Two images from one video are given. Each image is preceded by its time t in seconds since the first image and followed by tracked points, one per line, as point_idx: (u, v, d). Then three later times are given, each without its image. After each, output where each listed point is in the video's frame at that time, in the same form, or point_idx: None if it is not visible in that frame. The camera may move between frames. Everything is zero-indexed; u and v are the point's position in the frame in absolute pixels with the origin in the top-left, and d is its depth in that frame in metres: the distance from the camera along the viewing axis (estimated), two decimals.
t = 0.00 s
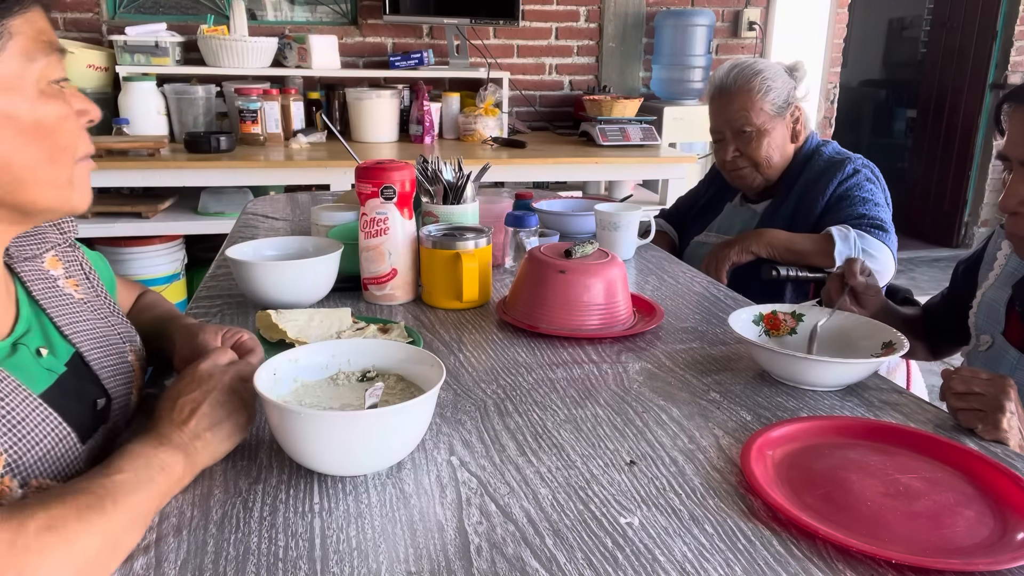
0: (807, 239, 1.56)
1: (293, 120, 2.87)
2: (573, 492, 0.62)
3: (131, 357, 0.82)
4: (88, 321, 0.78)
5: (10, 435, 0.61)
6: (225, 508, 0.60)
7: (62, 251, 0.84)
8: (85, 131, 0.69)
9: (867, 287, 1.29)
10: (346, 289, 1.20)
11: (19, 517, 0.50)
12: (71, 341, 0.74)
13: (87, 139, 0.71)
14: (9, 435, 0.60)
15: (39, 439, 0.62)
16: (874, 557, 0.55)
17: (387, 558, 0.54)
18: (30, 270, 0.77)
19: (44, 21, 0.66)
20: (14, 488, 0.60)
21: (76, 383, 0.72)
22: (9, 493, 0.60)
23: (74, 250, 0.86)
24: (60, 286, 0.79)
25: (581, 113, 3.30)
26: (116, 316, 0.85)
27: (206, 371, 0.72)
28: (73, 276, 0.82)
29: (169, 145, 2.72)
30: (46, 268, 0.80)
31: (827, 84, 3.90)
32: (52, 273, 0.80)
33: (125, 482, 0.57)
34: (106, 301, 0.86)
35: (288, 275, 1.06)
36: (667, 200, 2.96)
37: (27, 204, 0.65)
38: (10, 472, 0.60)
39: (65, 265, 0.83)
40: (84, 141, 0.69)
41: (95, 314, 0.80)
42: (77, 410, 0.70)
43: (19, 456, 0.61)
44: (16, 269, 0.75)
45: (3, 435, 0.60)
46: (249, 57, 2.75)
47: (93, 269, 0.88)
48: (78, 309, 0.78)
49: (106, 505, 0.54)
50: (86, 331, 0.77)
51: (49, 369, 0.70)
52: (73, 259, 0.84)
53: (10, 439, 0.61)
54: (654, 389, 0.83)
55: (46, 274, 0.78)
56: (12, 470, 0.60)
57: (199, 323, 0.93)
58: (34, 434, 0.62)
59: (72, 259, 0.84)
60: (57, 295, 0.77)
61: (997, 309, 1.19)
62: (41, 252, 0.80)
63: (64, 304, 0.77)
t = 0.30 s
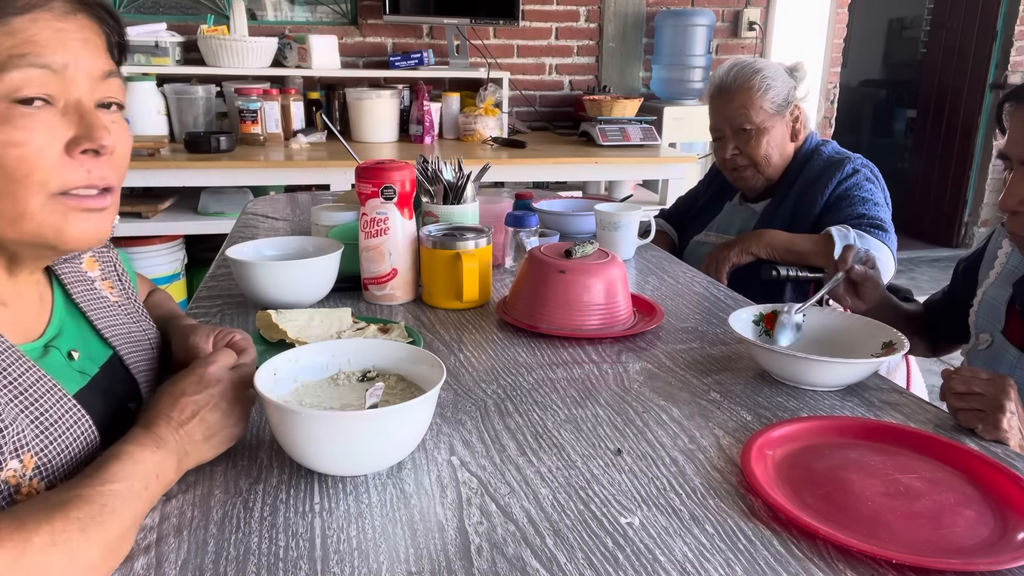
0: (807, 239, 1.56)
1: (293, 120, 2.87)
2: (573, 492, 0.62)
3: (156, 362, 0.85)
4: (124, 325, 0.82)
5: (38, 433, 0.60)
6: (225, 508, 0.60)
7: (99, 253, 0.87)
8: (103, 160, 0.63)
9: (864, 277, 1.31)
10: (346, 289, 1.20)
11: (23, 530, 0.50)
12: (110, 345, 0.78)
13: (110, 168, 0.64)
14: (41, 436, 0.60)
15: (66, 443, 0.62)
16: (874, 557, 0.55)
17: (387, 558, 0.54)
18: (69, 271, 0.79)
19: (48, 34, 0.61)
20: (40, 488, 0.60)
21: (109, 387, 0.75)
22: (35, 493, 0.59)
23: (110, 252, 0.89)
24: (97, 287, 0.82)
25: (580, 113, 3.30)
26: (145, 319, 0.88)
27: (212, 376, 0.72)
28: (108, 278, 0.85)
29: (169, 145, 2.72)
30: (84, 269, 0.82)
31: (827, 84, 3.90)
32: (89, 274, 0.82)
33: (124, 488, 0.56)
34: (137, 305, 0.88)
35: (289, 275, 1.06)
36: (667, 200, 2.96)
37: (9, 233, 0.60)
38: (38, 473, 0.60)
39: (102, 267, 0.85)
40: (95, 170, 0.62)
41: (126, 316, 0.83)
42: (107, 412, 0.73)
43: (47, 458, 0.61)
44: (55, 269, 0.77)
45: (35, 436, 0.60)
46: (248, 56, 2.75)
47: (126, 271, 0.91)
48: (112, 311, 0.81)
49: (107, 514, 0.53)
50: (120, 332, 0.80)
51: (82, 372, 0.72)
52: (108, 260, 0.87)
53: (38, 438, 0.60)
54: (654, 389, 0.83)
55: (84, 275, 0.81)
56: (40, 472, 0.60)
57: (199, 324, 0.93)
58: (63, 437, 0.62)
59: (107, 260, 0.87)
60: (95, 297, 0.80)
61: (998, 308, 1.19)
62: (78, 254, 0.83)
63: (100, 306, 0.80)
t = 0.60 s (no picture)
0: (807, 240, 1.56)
1: (293, 120, 2.87)
2: (573, 492, 0.62)
3: (160, 364, 0.86)
4: (132, 327, 0.82)
5: (39, 429, 0.60)
6: (225, 509, 0.60)
7: (109, 253, 0.87)
8: (95, 174, 0.62)
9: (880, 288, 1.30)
10: (346, 289, 1.20)
11: (26, 523, 0.50)
12: (118, 347, 0.79)
13: (105, 182, 0.64)
14: (41, 432, 0.60)
15: (66, 439, 0.62)
16: (874, 557, 0.55)
17: (387, 558, 0.54)
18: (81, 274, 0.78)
19: (45, 42, 0.61)
20: (37, 484, 0.60)
21: (115, 389, 0.75)
22: (33, 489, 0.59)
23: (120, 253, 0.90)
24: (107, 288, 0.82)
25: (580, 113, 3.30)
26: (151, 321, 0.88)
27: (214, 373, 0.72)
28: (117, 279, 0.86)
29: (169, 145, 2.72)
30: (96, 270, 0.82)
31: (827, 84, 3.89)
32: (100, 274, 0.83)
33: (127, 483, 0.57)
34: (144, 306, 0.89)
35: (290, 275, 1.06)
36: (667, 200, 2.96)
37: None
38: (36, 468, 0.60)
39: (112, 267, 0.86)
40: (87, 183, 0.62)
41: (133, 317, 0.84)
42: (112, 414, 0.73)
43: (46, 454, 0.61)
44: (66, 271, 0.77)
45: (35, 432, 0.60)
46: (248, 56, 2.75)
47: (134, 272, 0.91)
48: (121, 313, 0.81)
49: (107, 511, 0.53)
50: (129, 333, 0.80)
51: (88, 376, 0.73)
52: (118, 261, 0.88)
53: (39, 433, 0.60)
54: (654, 390, 0.83)
55: (96, 276, 0.81)
56: (39, 468, 0.60)
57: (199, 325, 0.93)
58: (63, 434, 0.62)
59: (117, 261, 0.88)
60: (105, 299, 0.80)
61: (999, 307, 1.19)
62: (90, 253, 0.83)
63: (109, 307, 0.80)
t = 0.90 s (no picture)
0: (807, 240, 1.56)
1: (293, 120, 2.87)
2: (573, 492, 0.62)
3: (158, 363, 0.86)
4: (129, 326, 0.82)
5: (34, 428, 0.60)
6: (225, 509, 0.60)
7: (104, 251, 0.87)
8: (112, 166, 0.63)
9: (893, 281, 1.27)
10: (346, 289, 1.20)
11: (22, 519, 0.50)
12: (113, 347, 0.78)
13: (121, 174, 0.64)
14: (36, 431, 0.61)
15: (61, 439, 0.62)
16: (874, 558, 0.55)
17: (387, 558, 0.54)
18: (73, 271, 0.78)
19: (65, 42, 0.61)
20: (33, 483, 0.60)
21: (110, 389, 0.75)
22: (28, 488, 0.59)
23: (117, 251, 0.89)
24: (102, 288, 0.82)
25: (581, 113, 3.30)
26: (148, 321, 0.88)
27: (212, 371, 0.72)
28: (113, 278, 0.85)
29: (168, 145, 2.72)
30: (90, 269, 0.82)
31: (827, 84, 3.89)
32: (95, 274, 0.82)
33: (124, 482, 0.57)
34: (140, 305, 0.88)
35: (289, 275, 1.06)
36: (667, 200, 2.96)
37: (27, 237, 0.60)
38: (31, 467, 0.60)
39: (107, 266, 0.86)
40: (108, 175, 0.62)
41: (129, 316, 0.83)
42: (108, 414, 0.73)
43: (41, 453, 0.61)
44: (60, 270, 0.77)
45: (30, 431, 0.60)
46: (248, 57, 2.75)
47: (130, 271, 0.91)
48: (117, 313, 0.81)
49: (105, 509, 0.53)
50: (124, 333, 0.80)
51: (82, 376, 0.73)
52: (113, 260, 0.87)
53: (33, 432, 0.60)
54: (654, 390, 0.83)
55: (90, 276, 0.81)
56: (34, 467, 0.60)
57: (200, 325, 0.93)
58: (58, 433, 0.62)
59: (113, 260, 0.87)
60: (100, 299, 0.80)
61: (1002, 307, 1.19)
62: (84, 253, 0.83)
63: (104, 307, 0.80)
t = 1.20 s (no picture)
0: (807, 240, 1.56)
1: (293, 120, 2.87)
2: (573, 492, 0.62)
3: (159, 363, 0.86)
4: (130, 327, 0.82)
5: (36, 429, 0.60)
6: (225, 508, 0.60)
7: (106, 250, 0.87)
8: (136, 140, 0.69)
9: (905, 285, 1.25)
10: (346, 289, 1.20)
11: (19, 521, 0.50)
12: (115, 348, 0.79)
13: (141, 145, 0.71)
14: (38, 432, 0.61)
15: (63, 439, 0.62)
16: (874, 557, 0.55)
17: (387, 558, 0.54)
18: (76, 273, 0.79)
19: (95, 35, 0.66)
20: (34, 484, 0.60)
21: (111, 390, 0.75)
22: (30, 489, 0.59)
23: (118, 251, 0.89)
24: (105, 288, 0.82)
25: (581, 113, 3.31)
26: (150, 321, 0.88)
27: (212, 371, 0.73)
28: (115, 278, 0.85)
29: (169, 145, 2.72)
30: (92, 269, 0.82)
31: (827, 84, 3.88)
32: (97, 274, 0.82)
33: (121, 482, 0.57)
34: (142, 305, 0.88)
35: (289, 275, 1.06)
36: (667, 200, 2.96)
37: (90, 215, 0.67)
38: (33, 468, 0.60)
39: (109, 267, 0.86)
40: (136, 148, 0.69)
41: (131, 317, 0.83)
42: (107, 415, 0.73)
43: (43, 454, 0.61)
44: (62, 271, 0.77)
45: (32, 432, 0.60)
46: (248, 56, 2.75)
47: (132, 269, 0.91)
48: (119, 313, 0.81)
49: (103, 508, 0.53)
50: (127, 333, 0.80)
51: (83, 377, 0.73)
52: (115, 260, 0.87)
53: (35, 433, 0.60)
54: (654, 390, 0.83)
55: (92, 276, 0.81)
56: (36, 468, 0.60)
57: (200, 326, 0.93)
58: (60, 434, 0.62)
59: (115, 259, 0.87)
60: (102, 299, 0.80)
61: (1003, 307, 1.19)
62: (87, 253, 0.83)
63: (106, 307, 0.80)
